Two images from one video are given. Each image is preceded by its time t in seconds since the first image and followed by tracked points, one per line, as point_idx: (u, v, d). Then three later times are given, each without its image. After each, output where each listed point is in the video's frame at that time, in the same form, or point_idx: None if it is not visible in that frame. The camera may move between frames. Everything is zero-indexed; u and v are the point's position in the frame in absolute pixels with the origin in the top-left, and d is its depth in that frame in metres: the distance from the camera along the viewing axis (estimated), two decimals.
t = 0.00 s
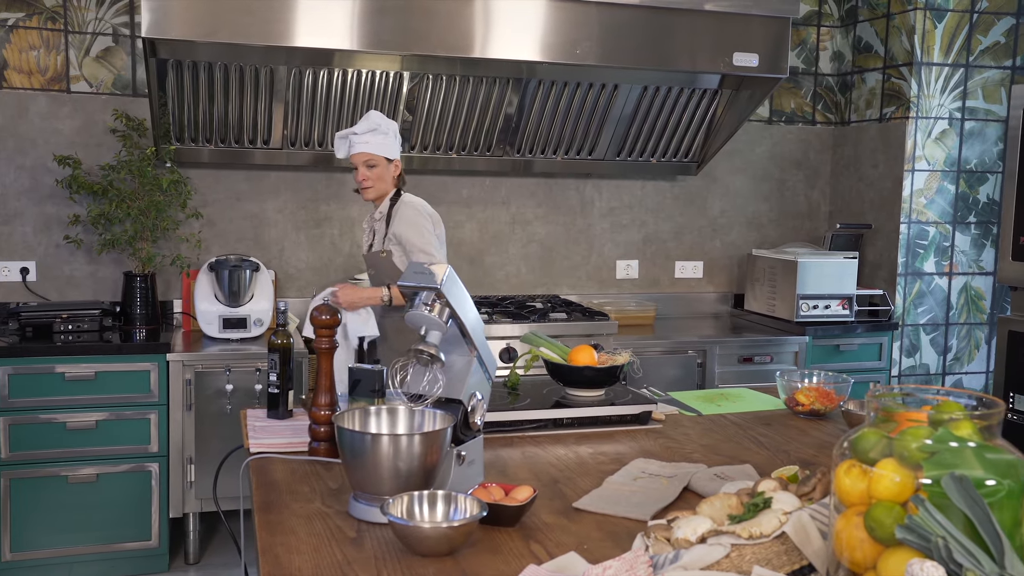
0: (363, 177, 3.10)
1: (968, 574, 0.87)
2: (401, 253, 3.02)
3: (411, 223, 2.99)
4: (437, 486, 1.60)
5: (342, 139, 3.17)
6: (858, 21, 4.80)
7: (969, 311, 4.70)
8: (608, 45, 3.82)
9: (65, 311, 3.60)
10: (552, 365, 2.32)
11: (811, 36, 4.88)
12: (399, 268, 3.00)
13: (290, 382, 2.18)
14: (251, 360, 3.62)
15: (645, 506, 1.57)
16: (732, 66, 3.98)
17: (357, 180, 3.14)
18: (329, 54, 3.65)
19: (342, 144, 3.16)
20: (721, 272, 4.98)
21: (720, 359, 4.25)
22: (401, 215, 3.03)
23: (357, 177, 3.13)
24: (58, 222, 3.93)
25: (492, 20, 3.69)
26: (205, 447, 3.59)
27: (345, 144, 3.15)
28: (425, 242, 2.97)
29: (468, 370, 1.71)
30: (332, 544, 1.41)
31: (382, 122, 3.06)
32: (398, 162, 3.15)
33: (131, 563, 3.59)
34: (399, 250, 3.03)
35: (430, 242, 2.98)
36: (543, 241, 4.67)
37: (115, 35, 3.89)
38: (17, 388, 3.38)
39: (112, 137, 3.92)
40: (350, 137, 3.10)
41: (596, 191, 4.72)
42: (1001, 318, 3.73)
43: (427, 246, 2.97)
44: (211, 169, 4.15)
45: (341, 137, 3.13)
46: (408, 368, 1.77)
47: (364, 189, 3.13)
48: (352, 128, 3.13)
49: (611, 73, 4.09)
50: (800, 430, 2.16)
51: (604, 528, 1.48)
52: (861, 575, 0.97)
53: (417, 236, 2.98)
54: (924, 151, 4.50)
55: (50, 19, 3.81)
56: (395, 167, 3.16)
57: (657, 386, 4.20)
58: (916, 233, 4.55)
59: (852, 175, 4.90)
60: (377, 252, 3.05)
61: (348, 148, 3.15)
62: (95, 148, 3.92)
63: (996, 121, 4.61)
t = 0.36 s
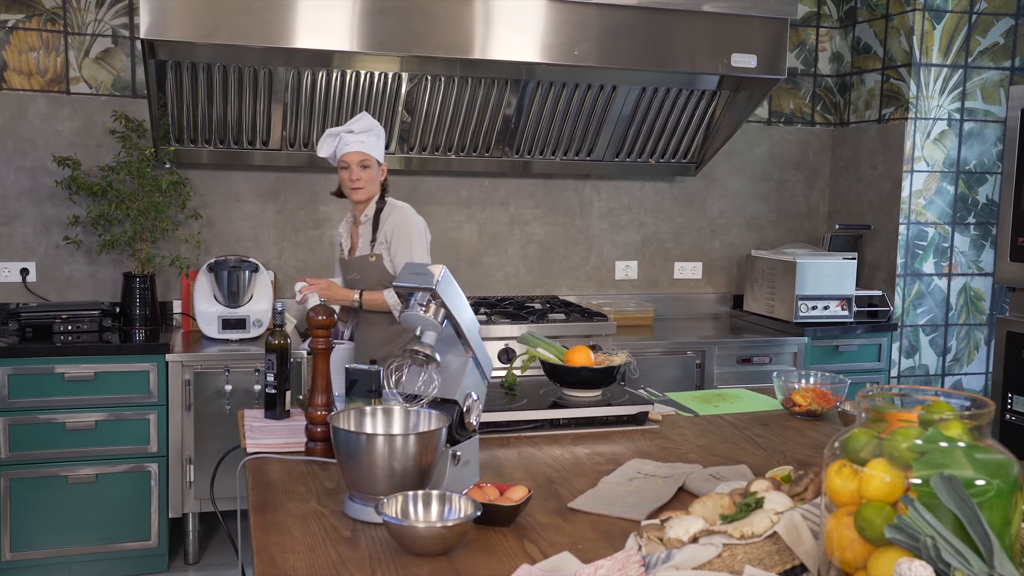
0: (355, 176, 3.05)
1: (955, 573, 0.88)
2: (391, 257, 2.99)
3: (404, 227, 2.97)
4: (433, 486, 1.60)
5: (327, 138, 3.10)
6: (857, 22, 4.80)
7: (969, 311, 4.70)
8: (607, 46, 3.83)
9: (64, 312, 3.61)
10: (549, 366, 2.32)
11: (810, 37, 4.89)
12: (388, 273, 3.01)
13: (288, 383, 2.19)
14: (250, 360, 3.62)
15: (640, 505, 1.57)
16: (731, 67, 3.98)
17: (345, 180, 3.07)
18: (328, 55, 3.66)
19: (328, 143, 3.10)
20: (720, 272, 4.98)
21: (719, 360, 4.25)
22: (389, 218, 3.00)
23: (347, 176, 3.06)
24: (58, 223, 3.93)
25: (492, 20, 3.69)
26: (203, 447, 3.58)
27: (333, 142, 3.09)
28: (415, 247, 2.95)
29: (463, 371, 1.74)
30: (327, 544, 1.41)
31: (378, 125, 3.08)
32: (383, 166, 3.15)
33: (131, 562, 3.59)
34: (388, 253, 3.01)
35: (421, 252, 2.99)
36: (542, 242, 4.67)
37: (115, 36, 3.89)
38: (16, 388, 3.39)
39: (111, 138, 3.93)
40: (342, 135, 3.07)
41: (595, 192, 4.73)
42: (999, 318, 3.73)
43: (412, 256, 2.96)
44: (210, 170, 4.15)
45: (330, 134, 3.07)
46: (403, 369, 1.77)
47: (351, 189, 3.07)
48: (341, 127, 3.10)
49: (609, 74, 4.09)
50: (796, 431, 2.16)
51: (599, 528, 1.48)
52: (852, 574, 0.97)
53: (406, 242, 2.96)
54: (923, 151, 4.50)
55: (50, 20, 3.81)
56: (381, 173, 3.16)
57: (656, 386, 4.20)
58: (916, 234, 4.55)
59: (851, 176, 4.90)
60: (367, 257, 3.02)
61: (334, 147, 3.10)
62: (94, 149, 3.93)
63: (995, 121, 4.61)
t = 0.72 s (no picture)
0: (326, 179, 2.82)
1: None
2: (361, 272, 2.80)
3: (375, 243, 2.76)
4: (441, 486, 1.61)
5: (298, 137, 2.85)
6: (870, 22, 4.78)
7: (984, 313, 4.67)
8: (618, 47, 3.83)
9: (79, 312, 3.65)
10: (558, 366, 2.32)
11: (822, 37, 4.87)
12: (355, 288, 2.84)
13: (298, 382, 2.20)
14: (262, 360, 3.63)
15: (648, 506, 1.57)
16: (742, 67, 3.97)
17: (314, 182, 2.83)
18: (340, 57, 3.67)
19: (296, 142, 2.83)
20: (733, 273, 4.97)
21: (731, 361, 4.24)
22: (355, 231, 2.79)
23: (317, 178, 2.82)
24: (73, 223, 3.96)
25: (504, 21, 3.70)
26: (215, 445, 3.61)
27: (303, 141, 2.83)
28: (389, 264, 2.76)
29: (471, 371, 1.73)
30: (335, 542, 1.42)
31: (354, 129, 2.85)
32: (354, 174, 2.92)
33: (145, 560, 3.61)
34: (356, 267, 2.81)
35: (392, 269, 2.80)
36: (553, 242, 4.67)
37: (129, 38, 3.92)
38: (32, 387, 3.42)
39: (125, 140, 3.95)
40: (314, 135, 2.80)
41: (606, 192, 4.72)
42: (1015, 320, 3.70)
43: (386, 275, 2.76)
44: (223, 171, 4.17)
45: (303, 132, 2.81)
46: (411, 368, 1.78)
47: (319, 192, 2.82)
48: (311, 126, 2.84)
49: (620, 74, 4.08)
50: (807, 432, 2.15)
51: (607, 528, 1.48)
52: None
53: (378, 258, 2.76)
54: (937, 151, 4.48)
55: (66, 23, 3.84)
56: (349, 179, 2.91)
57: (667, 387, 4.19)
58: (930, 235, 4.53)
59: (864, 176, 4.88)
60: (331, 271, 2.81)
61: (303, 145, 2.83)
62: (109, 150, 3.95)
63: (1011, 121, 4.58)
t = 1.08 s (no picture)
0: (295, 166, 2.86)
1: None
2: (326, 273, 2.84)
3: (343, 243, 2.82)
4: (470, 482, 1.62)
5: (263, 119, 2.89)
6: (910, 17, 4.71)
7: None
8: (653, 45, 3.81)
9: (119, 308, 3.71)
10: (589, 364, 2.32)
11: (861, 33, 4.81)
12: (318, 288, 2.85)
13: (331, 379, 2.22)
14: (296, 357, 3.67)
15: (679, 505, 1.56)
16: (778, 64, 3.93)
17: (280, 167, 2.86)
18: (376, 57, 3.71)
19: (259, 124, 2.89)
20: (769, 272, 4.92)
21: (766, 360, 4.20)
22: (322, 224, 2.84)
23: (282, 164, 2.86)
24: (114, 221, 4.03)
25: (539, 20, 3.70)
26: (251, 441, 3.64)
27: (270, 124, 2.88)
28: (356, 267, 2.84)
29: (502, 367, 1.75)
30: (366, 537, 1.43)
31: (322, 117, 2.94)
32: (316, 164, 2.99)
33: (183, 553, 3.66)
34: (320, 266, 2.85)
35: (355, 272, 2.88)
36: (587, 241, 4.66)
37: (168, 39, 3.98)
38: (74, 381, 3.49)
39: (164, 139, 4.02)
40: (278, 116, 2.87)
41: (640, 190, 4.70)
42: None
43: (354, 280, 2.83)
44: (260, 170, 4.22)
45: (274, 113, 2.86)
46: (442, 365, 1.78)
47: (285, 180, 2.85)
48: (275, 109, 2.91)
49: (655, 72, 4.07)
50: (842, 432, 2.13)
51: (636, 527, 1.48)
52: None
53: (345, 259, 2.83)
54: (979, 148, 4.40)
55: (107, 24, 3.92)
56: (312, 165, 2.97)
57: (701, 387, 4.17)
58: (971, 233, 4.45)
59: (904, 174, 4.81)
60: (295, 270, 2.82)
61: (272, 128, 2.88)
62: (148, 149, 4.02)
63: None
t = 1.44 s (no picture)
0: (232, 164, 2.33)
1: None
2: (273, 279, 2.38)
3: (290, 245, 2.39)
4: (495, 480, 1.65)
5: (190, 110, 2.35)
6: (947, 15, 4.65)
7: None
8: (685, 44, 3.80)
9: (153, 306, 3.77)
10: (615, 364, 2.32)
11: (896, 31, 4.75)
12: (261, 296, 2.37)
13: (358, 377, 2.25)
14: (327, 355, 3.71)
15: (702, 505, 1.56)
16: (810, 64, 3.90)
17: (216, 166, 2.32)
18: (407, 57, 3.74)
19: (191, 117, 2.34)
20: (800, 273, 4.88)
21: (797, 361, 4.17)
22: (264, 227, 2.37)
23: (219, 163, 2.32)
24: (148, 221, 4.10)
25: (572, 20, 3.70)
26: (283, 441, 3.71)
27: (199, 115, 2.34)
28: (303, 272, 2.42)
29: (526, 366, 1.74)
30: (389, 534, 1.45)
31: (259, 111, 2.40)
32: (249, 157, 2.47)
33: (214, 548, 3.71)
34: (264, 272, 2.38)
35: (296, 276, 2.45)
36: (617, 241, 4.66)
37: (203, 41, 4.04)
38: (110, 378, 3.56)
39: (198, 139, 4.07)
40: (215, 108, 2.33)
41: (671, 190, 4.68)
42: None
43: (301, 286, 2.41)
44: (292, 170, 4.27)
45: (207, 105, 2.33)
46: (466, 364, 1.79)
47: (219, 180, 2.31)
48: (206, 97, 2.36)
49: (687, 72, 4.06)
50: (870, 434, 2.11)
51: (658, 527, 1.48)
52: None
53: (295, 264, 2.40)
54: (1017, 148, 4.33)
55: (143, 27, 3.99)
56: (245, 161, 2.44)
57: (731, 388, 4.14)
58: (1008, 234, 4.39)
59: (939, 173, 4.74)
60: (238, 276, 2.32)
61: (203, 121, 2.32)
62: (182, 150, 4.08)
63: None
